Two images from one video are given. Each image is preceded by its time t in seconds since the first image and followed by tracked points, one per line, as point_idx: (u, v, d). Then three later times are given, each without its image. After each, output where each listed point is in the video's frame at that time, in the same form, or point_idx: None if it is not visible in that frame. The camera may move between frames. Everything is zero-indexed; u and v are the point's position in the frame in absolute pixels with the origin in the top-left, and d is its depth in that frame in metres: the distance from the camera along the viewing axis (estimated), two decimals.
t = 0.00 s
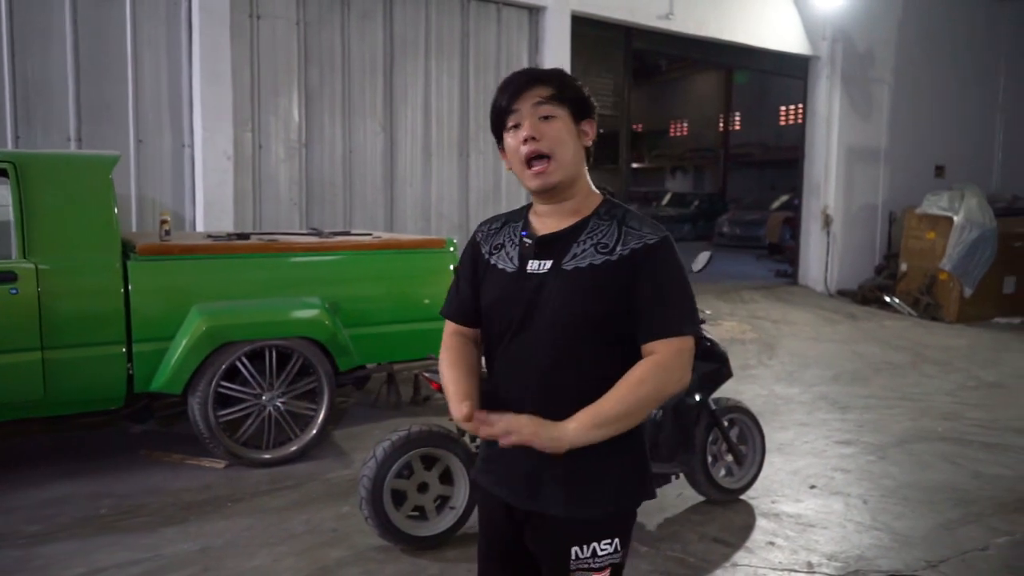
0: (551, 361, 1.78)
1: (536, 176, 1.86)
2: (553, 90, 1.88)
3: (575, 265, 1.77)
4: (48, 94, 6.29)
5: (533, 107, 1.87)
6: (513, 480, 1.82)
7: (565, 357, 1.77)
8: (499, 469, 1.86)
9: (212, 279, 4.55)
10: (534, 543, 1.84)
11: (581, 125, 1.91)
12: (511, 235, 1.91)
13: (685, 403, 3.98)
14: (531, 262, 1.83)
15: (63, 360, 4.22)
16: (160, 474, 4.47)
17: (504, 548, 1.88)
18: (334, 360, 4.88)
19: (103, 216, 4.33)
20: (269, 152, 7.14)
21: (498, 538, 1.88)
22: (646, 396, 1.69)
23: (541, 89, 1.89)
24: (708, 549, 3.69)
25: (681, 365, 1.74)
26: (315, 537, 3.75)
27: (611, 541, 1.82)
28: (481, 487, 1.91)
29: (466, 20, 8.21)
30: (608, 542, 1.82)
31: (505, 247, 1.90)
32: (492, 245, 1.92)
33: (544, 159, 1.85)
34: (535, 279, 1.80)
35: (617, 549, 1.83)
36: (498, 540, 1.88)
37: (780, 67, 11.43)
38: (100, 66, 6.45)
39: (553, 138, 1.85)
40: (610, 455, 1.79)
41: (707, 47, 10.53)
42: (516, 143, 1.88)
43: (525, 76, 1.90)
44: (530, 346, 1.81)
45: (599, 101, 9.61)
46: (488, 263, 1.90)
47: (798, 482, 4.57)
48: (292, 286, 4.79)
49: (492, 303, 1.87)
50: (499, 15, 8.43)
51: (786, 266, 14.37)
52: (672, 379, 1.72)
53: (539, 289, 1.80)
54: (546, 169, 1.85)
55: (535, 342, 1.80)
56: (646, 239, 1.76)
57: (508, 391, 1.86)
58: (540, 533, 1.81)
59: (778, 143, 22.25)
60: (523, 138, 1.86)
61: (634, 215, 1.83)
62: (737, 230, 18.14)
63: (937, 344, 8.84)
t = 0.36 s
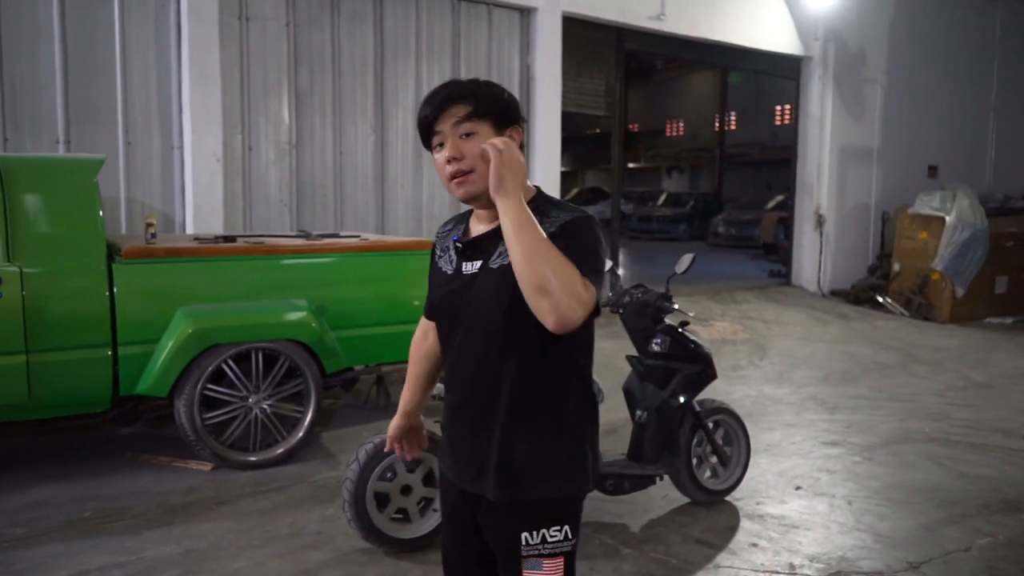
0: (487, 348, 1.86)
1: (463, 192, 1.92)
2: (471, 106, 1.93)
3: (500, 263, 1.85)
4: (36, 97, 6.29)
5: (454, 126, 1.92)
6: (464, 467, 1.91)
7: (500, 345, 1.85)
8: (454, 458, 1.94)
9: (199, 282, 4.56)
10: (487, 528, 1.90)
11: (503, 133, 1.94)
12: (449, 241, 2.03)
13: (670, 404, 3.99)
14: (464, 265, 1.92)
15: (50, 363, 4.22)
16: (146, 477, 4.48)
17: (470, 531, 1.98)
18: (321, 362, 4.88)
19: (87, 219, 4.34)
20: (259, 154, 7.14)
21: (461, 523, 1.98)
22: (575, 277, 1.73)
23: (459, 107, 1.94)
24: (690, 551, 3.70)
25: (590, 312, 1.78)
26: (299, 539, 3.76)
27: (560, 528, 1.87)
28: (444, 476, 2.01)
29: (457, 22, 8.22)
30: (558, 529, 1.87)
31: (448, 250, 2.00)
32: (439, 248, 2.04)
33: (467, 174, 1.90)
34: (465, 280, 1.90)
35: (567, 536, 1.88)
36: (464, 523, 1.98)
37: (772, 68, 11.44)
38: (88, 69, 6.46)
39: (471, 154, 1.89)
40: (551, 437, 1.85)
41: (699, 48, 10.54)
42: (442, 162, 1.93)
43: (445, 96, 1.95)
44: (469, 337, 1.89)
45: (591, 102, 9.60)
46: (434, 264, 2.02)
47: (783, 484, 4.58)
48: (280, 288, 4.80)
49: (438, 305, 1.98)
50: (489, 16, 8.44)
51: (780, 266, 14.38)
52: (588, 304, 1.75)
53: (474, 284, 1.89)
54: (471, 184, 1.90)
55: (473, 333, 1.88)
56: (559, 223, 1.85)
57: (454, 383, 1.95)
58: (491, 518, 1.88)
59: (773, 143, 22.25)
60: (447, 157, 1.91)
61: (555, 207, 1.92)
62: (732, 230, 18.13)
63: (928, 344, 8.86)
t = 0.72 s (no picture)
0: (461, 332, 1.90)
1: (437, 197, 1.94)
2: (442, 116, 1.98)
3: (466, 252, 1.91)
4: (44, 100, 6.37)
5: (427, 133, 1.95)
6: (438, 451, 1.93)
7: (476, 328, 1.89)
8: (426, 444, 1.95)
9: (200, 281, 4.61)
10: (462, 511, 1.92)
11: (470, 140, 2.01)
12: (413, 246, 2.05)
13: (665, 403, 4.02)
14: (433, 263, 1.96)
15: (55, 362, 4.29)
16: (149, 474, 4.54)
17: (440, 518, 2.00)
18: (322, 362, 4.93)
19: (91, 219, 4.39)
20: (264, 155, 7.20)
21: (432, 510, 1.99)
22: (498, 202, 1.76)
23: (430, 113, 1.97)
24: (684, 549, 3.71)
25: (514, 243, 1.77)
26: (296, 536, 3.80)
27: (535, 512, 1.93)
28: (411, 467, 2.01)
29: (461, 23, 8.25)
30: (532, 514, 1.93)
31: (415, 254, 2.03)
32: (405, 253, 2.06)
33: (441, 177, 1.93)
34: (434, 276, 1.94)
35: (541, 520, 1.94)
36: (436, 513, 1.99)
37: (779, 67, 11.41)
38: (95, 71, 6.53)
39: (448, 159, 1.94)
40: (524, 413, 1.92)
41: (704, 47, 10.54)
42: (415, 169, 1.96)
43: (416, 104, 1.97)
44: (441, 322, 1.92)
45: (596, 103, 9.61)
46: (400, 268, 2.04)
47: (781, 482, 4.59)
48: (282, 288, 4.84)
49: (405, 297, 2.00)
50: (493, 17, 8.47)
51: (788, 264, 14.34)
52: (515, 233, 1.77)
53: (447, 272, 1.92)
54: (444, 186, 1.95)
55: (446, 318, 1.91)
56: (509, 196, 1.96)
57: (425, 370, 1.97)
58: (468, 499, 1.91)
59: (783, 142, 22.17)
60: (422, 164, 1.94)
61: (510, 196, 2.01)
62: (741, 229, 18.07)
63: (935, 343, 8.82)
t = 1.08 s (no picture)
0: (484, 321, 1.93)
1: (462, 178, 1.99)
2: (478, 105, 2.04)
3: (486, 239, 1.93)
4: (78, 103, 6.52)
5: (463, 117, 2.00)
6: (465, 439, 1.95)
7: (498, 313, 1.92)
8: (450, 432, 1.98)
9: (228, 280, 4.69)
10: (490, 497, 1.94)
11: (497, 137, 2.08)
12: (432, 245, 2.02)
13: (686, 400, 4.04)
14: (455, 259, 1.96)
15: (88, 359, 4.39)
16: (178, 468, 4.63)
17: (465, 509, 2.00)
18: (347, 359, 5.00)
19: (122, 218, 4.50)
20: (292, 156, 7.30)
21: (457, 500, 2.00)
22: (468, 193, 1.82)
23: (465, 102, 2.03)
24: (706, 546, 3.72)
25: (488, 227, 1.81)
26: (321, 529, 3.86)
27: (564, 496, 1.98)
28: (433, 460, 2.02)
29: (486, 24, 8.30)
30: (562, 497, 1.98)
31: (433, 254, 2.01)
32: (421, 253, 2.04)
33: (470, 163, 2.00)
34: (456, 272, 1.95)
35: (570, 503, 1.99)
36: (461, 502, 2.00)
37: (806, 65, 11.32)
38: (128, 74, 6.67)
39: (480, 147, 2.00)
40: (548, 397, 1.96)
41: (731, 45, 10.48)
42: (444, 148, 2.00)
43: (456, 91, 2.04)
44: (464, 314, 1.94)
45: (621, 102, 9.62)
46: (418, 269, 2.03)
47: (805, 481, 4.57)
48: (308, 286, 4.92)
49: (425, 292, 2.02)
50: (518, 17, 8.51)
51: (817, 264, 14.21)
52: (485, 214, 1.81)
53: (468, 266, 1.94)
54: (472, 171, 2.00)
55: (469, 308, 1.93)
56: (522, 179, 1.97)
57: (448, 360, 1.99)
58: (496, 484, 1.93)
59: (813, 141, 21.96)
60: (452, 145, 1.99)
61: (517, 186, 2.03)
62: (770, 229, 17.92)
63: (966, 344, 8.70)
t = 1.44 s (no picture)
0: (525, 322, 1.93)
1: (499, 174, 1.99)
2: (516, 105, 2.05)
3: (529, 248, 1.94)
4: (109, 107, 6.63)
5: (501, 115, 2.02)
6: (501, 442, 1.95)
7: (539, 315, 1.93)
8: (486, 435, 1.97)
9: (254, 280, 4.75)
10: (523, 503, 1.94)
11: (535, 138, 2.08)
12: (470, 243, 2.04)
13: (710, 400, 4.01)
14: (495, 261, 1.97)
15: (118, 357, 4.47)
16: (206, 465, 4.70)
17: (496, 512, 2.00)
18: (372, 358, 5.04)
19: (152, 219, 4.57)
20: (318, 157, 7.36)
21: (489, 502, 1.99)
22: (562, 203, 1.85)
23: (505, 101, 2.05)
24: (728, 547, 3.71)
25: (584, 233, 1.84)
26: (346, 527, 3.90)
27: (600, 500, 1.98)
28: (466, 462, 2.02)
29: (510, 24, 8.31)
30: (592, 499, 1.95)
31: (469, 254, 2.03)
32: (456, 253, 2.05)
33: (507, 159, 2.00)
34: (495, 274, 1.96)
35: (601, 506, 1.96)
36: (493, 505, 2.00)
37: (833, 64, 11.21)
38: (158, 77, 6.78)
39: (517, 145, 2.00)
40: (586, 404, 1.96)
41: (757, 44, 10.40)
42: (482, 146, 2.01)
43: (493, 90, 2.06)
44: (505, 317, 1.95)
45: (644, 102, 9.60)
46: (454, 270, 2.04)
47: (830, 483, 4.54)
48: (332, 286, 4.98)
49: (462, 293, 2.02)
50: (543, 17, 8.52)
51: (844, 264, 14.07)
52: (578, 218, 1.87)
53: (510, 267, 1.94)
54: (509, 168, 2.00)
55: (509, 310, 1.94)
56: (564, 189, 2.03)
57: (485, 363, 1.99)
58: (531, 490, 1.93)
59: (841, 140, 21.73)
60: (491, 142, 2.00)
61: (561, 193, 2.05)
62: (797, 229, 17.76)
63: (996, 346, 8.57)
